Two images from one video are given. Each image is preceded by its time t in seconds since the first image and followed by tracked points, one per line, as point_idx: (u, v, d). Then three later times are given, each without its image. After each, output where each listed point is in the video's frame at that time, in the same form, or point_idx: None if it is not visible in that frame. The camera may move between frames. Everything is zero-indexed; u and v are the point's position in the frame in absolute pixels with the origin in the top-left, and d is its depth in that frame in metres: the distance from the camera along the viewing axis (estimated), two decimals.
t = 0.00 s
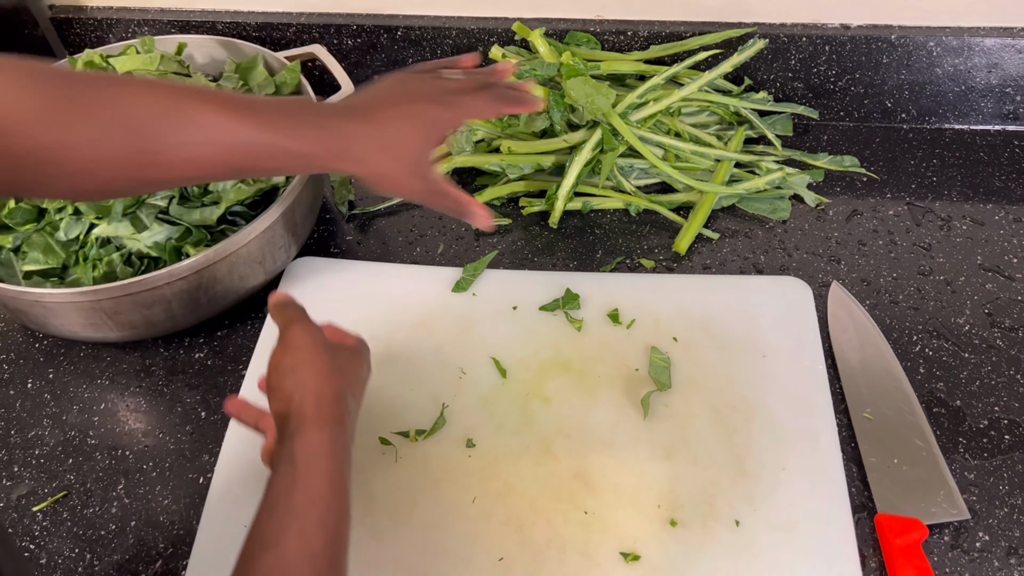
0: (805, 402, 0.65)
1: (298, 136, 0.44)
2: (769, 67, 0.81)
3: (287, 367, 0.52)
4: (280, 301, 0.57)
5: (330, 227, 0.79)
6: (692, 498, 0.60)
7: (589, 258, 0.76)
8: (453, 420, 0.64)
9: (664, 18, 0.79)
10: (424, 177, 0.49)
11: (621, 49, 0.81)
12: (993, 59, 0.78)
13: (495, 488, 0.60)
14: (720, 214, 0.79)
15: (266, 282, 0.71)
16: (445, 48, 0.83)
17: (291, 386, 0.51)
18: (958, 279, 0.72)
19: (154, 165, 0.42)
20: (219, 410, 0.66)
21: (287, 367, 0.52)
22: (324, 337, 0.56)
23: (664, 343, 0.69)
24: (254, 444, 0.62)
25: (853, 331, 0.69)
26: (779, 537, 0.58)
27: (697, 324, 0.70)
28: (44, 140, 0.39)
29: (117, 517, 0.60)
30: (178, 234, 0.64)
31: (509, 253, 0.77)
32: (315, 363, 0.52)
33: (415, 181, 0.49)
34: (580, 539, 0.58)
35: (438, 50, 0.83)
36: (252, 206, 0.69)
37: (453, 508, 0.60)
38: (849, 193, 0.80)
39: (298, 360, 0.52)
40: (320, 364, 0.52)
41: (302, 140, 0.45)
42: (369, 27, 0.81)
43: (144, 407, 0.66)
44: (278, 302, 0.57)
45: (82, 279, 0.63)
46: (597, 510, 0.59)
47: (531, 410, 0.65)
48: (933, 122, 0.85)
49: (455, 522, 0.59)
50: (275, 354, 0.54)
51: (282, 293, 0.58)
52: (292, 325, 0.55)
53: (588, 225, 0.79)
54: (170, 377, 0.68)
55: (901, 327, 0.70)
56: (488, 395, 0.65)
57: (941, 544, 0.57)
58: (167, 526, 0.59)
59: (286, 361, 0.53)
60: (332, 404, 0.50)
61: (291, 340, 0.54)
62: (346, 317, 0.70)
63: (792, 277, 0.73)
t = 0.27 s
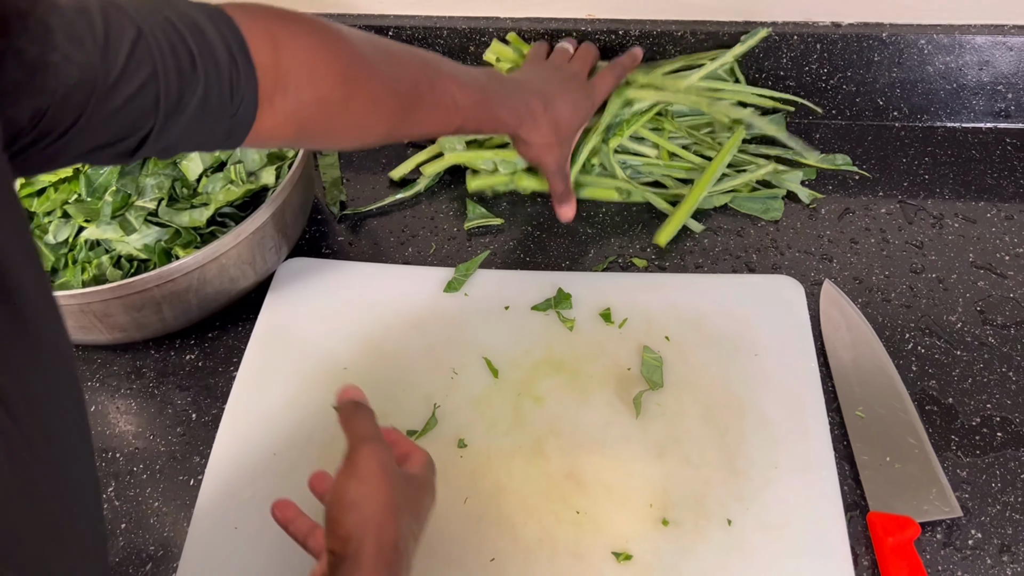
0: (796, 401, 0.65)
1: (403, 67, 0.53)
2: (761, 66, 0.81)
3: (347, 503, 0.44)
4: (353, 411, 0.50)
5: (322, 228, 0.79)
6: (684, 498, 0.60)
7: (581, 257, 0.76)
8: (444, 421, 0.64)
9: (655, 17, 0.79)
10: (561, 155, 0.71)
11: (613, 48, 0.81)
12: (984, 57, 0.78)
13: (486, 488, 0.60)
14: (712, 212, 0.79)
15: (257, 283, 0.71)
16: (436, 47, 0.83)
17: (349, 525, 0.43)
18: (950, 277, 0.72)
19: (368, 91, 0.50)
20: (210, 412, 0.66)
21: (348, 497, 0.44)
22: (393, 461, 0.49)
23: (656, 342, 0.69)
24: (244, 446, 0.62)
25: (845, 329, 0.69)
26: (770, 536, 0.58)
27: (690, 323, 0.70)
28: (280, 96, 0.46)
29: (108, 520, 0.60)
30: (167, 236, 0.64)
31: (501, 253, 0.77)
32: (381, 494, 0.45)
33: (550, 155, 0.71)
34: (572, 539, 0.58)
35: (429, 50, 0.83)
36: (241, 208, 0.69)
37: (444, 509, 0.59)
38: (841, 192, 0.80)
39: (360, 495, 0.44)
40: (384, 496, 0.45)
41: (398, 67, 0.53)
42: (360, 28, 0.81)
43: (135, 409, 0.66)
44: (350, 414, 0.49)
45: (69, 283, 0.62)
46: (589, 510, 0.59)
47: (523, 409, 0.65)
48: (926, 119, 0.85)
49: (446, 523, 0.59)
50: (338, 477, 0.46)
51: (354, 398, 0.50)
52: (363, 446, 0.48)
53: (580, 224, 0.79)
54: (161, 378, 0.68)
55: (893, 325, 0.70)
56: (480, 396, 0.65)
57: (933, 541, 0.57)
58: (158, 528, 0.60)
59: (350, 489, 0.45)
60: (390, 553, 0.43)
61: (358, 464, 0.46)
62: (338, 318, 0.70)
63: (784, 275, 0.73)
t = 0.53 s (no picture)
0: (793, 402, 0.65)
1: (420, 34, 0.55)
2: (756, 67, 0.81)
3: (419, 477, 0.49)
4: (429, 385, 0.54)
5: (318, 230, 0.79)
6: (681, 499, 0.60)
7: (578, 259, 0.76)
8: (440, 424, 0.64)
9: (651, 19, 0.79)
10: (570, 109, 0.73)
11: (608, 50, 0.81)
12: (979, 57, 0.78)
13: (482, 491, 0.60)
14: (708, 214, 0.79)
15: (252, 286, 0.71)
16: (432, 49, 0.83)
17: (417, 500, 0.48)
18: (946, 277, 0.73)
19: (385, 58, 0.51)
20: (205, 415, 0.65)
21: (419, 473, 0.50)
22: (462, 437, 0.53)
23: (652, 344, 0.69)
24: (239, 450, 0.62)
25: (841, 330, 0.69)
26: (768, 537, 0.58)
27: (686, 324, 0.70)
28: (299, 66, 0.46)
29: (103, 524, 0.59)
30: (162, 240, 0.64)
31: (498, 255, 0.77)
32: (448, 473, 0.50)
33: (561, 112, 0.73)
34: (569, 541, 0.58)
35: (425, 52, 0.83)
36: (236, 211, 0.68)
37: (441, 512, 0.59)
38: (837, 192, 0.80)
39: (430, 470, 0.50)
40: (450, 475, 0.50)
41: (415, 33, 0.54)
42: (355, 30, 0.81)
43: (131, 412, 0.66)
44: (427, 387, 0.54)
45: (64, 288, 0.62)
46: (586, 511, 0.59)
47: (519, 411, 0.65)
48: (921, 120, 0.85)
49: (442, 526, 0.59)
50: (412, 445, 0.52)
51: (434, 370, 0.55)
52: (436, 423, 0.53)
53: (576, 225, 0.79)
54: (156, 382, 0.67)
55: (889, 326, 0.70)
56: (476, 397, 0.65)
57: (930, 542, 0.57)
58: (153, 532, 0.59)
59: (420, 464, 0.50)
60: (451, 534, 0.48)
61: (430, 441, 0.51)
62: (334, 320, 0.70)
63: (780, 276, 0.73)
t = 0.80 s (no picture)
0: (791, 403, 0.65)
1: None
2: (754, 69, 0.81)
3: (419, 439, 0.50)
4: (421, 350, 0.55)
5: (314, 233, 0.79)
6: (678, 501, 0.59)
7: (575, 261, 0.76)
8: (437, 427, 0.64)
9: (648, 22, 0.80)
10: (559, 36, 0.63)
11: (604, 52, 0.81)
12: (975, 59, 0.78)
13: (480, 494, 0.60)
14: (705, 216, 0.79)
15: (248, 289, 0.71)
16: (428, 52, 0.83)
17: (420, 461, 0.50)
18: (943, 278, 0.72)
19: None
20: (201, 419, 0.65)
21: (419, 436, 0.50)
22: (458, 397, 0.54)
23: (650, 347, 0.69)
24: (236, 454, 0.62)
25: (838, 332, 0.69)
26: (766, 539, 0.58)
27: (684, 327, 0.70)
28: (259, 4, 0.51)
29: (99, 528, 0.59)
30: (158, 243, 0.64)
31: (494, 257, 0.76)
32: (448, 432, 0.51)
33: (549, 34, 0.62)
34: (566, 543, 0.58)
35: (422, 55, 0.83)
36: (231, 213, 0.68)
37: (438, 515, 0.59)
38: (834, 194, 0.80)
39: (429, 432, 0.51)
40: (449, 436, 0.51)
41: None
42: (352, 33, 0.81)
43: (126, 416, 0.65)
44: (420, 353, 0.55)
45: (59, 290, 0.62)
46: (583, 513, 0.59)
47: (516, 414, 0.64)
48: (917, 122, 0.85)
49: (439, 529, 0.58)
50: (410, 408, 0.53)
51: (423, 338, 0.56)
52: (433, 384, 0.53)
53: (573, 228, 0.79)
54: (152, 386, 0.67)
55: (887, 328, 0.70)
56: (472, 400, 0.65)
57: (929, 544, 0.57)
58: (149, 537, 0.59)
59: (420, 426, 0.51)
60: (455, 490, 0.50)
61: (428, 402, 0.52)
62: (331, 324, 0.70)
63: (776, 278, 0.73)
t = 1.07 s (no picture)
0: (787, 410, 0.65)
1: None
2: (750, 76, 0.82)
3: (424, 485, 0.48)
4: (430, 393, 0.54)
5: (311, 240, 0.79)
6: (675, 508, 0.60)
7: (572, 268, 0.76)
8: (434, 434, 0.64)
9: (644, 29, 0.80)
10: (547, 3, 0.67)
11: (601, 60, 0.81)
12: (970, 66, 0.79)
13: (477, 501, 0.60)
14: (701, 222, 0.80)
15: (246, 296, 0.71)
16: (425, 60, 0.83)
17: (423, 507, 0.48)
18: (938, 285, 0.73)
19: None
20: (198, 426, 0.65)
21: (425, 482, 0.49)
22: (466, 443, 0.52)
23: (647, 354, 0.69)
24: (233, 461, 0.62)
25: (834, 338, 0.69)
26: (763, 546, 0.58)
27: (681, 333, 0.70)
28: None
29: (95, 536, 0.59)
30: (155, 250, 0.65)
31: (491, 264, 0.77)
32: (455, 480, 0.49)
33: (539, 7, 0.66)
34: (563, 550, 0.58)
35: (418, 62, 0.83)
36: (228, 221, 0.68)
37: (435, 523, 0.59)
38: (830, 201, 0.80)
39: (436, 478, 0.49)
40: (455, 484, 0.49)
41: None
42: (349, 41, 0.81)
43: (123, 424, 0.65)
44: (428, 395, 0.54)
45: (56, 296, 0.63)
46: (580, 520, 0.59)
47: (513, 420, 0.64)
48: (912, 128, 0.85)
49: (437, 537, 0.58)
50: (418, 452, 0.51)
51: (433, 381, 0.55)
52: (443, 429, 0.51)
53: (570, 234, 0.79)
54: (149, 393, 0.67)
55: (883, 334, 0.70)
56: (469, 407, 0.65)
57: (925, 550, 0.57)
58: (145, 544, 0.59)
59: (426, 470, 0.49)
60: (455, 540, 0.48)
61: (436, 447, 0.50)
62: (328, 332, 0.70)
63: (773, 284, 0.73)
